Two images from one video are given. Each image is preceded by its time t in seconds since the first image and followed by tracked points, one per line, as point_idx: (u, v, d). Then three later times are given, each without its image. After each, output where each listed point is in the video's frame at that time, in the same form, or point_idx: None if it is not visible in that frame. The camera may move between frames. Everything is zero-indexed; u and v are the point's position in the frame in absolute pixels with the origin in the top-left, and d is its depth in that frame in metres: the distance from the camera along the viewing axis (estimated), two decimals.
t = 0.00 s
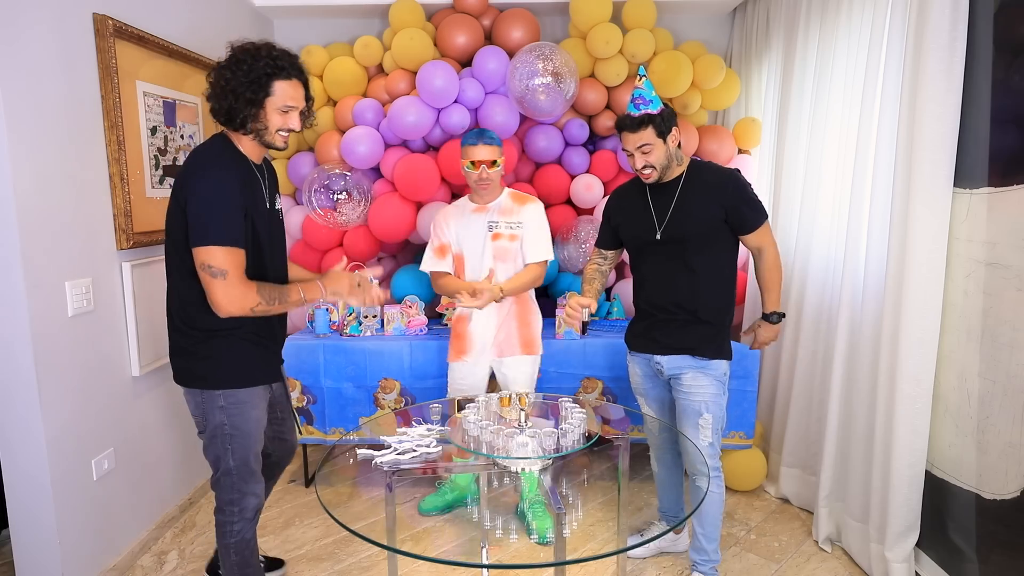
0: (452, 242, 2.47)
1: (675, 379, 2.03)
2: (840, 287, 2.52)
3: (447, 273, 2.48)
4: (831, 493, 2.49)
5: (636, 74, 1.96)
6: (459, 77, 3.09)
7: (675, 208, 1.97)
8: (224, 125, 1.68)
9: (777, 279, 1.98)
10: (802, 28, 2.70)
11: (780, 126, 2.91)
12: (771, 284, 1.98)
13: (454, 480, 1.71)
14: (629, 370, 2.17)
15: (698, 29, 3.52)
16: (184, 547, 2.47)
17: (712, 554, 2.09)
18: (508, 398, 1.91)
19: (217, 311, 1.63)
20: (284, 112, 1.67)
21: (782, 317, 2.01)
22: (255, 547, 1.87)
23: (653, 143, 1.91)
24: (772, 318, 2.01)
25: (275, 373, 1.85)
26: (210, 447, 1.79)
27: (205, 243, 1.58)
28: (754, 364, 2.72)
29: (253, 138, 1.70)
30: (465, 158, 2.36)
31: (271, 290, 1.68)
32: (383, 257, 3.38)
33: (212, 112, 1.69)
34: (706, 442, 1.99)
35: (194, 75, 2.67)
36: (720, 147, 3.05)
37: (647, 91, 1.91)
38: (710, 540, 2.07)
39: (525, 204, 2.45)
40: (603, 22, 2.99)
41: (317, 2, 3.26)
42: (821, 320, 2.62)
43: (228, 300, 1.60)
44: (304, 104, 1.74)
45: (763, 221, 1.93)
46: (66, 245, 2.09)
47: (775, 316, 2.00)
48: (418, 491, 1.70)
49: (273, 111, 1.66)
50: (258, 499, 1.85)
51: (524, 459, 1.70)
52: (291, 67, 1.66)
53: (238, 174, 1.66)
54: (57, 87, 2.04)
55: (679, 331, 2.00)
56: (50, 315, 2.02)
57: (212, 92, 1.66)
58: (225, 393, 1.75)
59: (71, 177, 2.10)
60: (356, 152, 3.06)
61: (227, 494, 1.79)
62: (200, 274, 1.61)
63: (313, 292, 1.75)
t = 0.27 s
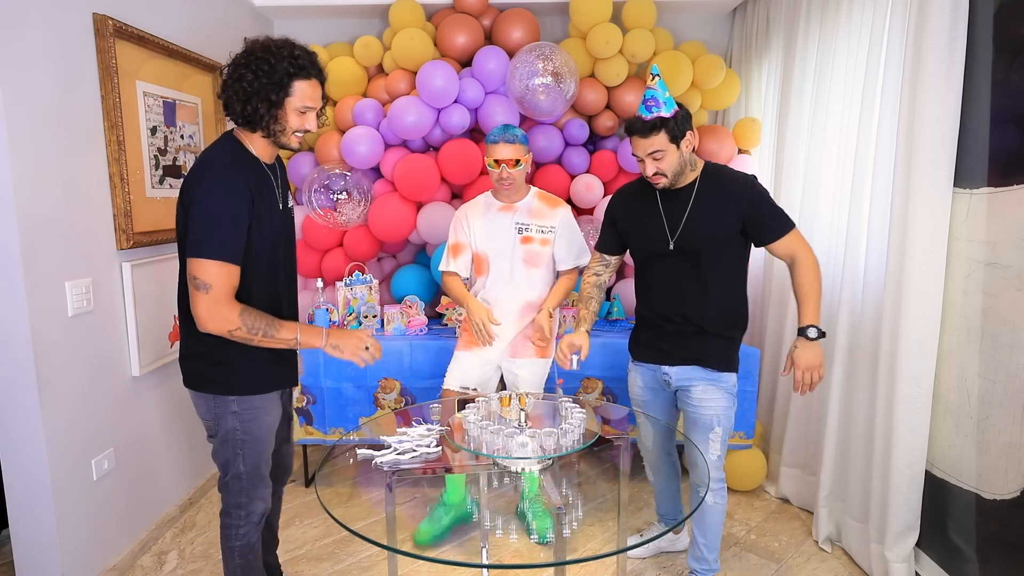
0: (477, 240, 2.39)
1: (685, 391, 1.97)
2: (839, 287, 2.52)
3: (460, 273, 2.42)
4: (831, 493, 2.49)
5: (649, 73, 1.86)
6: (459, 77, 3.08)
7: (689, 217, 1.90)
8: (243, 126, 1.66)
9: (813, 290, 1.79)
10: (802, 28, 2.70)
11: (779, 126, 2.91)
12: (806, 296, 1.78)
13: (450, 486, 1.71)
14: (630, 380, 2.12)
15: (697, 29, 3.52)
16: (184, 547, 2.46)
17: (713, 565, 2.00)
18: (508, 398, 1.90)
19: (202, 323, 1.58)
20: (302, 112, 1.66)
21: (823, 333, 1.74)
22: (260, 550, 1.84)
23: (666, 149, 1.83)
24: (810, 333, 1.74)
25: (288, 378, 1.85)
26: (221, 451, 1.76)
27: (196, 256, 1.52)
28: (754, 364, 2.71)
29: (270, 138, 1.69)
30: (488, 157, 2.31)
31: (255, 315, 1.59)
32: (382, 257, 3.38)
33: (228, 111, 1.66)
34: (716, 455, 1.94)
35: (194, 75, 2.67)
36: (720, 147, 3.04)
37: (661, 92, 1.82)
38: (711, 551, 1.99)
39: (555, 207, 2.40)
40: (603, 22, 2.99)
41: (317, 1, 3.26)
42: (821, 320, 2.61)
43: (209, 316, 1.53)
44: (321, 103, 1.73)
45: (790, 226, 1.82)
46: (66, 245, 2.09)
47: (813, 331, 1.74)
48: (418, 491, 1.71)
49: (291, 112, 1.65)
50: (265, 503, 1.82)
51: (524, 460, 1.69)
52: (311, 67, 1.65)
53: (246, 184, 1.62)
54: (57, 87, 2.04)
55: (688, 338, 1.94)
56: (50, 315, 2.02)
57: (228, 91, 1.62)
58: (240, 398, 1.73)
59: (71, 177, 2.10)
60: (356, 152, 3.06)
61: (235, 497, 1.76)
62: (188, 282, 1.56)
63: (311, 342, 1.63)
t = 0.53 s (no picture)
0: (479, 244, 2.33)
1: (697, 399, 1.96)
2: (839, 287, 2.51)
3: (457, 276, 2.35)
4: (831, 493, 2.49)
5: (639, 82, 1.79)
6: (459, 77, 3.08)
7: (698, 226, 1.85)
8: (248, 122, 1.65)
9: (829, 289, 1.72)
10: (802, 28, 2.70)
11: (780, 125, 2.91)
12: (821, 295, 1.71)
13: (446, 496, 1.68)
14: (628, 374, 2.11)
15: (698, 29, 3.52)
16: (184, 547, 2.46)
17: (714, 570, 1.97)
18: (508, 398, 1.91)
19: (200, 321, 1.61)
20: (308, 107, 1.66)
21: (833, 339, 1.67)
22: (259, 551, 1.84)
23: (659, 163, 1.75)
24: (820, 336, 1.67)
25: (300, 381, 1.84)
26: (226, 452, 1.76)
27: (198, 256, 1.54)
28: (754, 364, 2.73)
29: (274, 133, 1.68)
30: (490, 161, 2.26)
31: (250, 314, 1.60)
32: (383, 257, 3.37)
33: (234, 107, 1.65)
34: (726, 464, 1.93)
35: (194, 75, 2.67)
36: (720, 147, 3.05)
37: (652, 102, 1.75)
38: (713, 555, 1.96)
39: (557, 211, 2.40)
40: (603, 22, 2.99)
41: (317, 1, 3.26)
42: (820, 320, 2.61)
43: (207, 314, 1.57)
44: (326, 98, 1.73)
45: (809, 228, 1.76)
46: (66, 245, 2.09)
47: (823, 335, 1.67)
48: (418, 491, 1.71)
49: (297, 107, 1.65)
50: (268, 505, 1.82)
51: (524, 459, 1.70)
52: (315, 61, 1.66)
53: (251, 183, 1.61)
54: (57, 87, 2.04)
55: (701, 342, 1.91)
56: (50, 315, 2.02)
57: (231, 87, 1.62)
58: (247, 401, 1.73)
59: (71, 177, 2.10)
60: (356, 152, 3.05)
61: (238, 498, 1.76)
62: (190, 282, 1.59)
63: (307, 350, 1.64)
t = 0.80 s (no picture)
0: (460, 249, 2.25)
1: (696, 404, 1.94)
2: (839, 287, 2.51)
3: (445, 281, 2.24)
4: (831, 493, 2.49)
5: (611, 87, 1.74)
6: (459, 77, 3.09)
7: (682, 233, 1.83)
8: (262, 122, 1.65)
9: (813, 297, 1.76)
10: (802, 28, 2.70)
11: (780, 125, 2.91)
12: (806, 304, 1.75)
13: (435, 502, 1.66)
14: (635, 385, 2.09)
15: (698, 30, 3.52)
16: (184, 547, 2.46)
17: (714, 571, 1.95)
18: (508, 397, 1.91)
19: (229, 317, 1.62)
20: (320, 109, 1.66)
21: (819, 346, 1.72)
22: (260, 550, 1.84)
23: (635, 170, 1.75)
24: (805, 345, 1.73)
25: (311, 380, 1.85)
26: (238, 449, 1.76)
27: (222, 254, 1.54)
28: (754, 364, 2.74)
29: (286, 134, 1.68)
30: (470, 162, 2.17)
31: (279, 310, 1.62)
32: (383, 257, 3.36)
33: (249, 108, 1.65)
34: (725, 468, 1.91)
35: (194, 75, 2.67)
36: (720, 147, 3.05)
37: (625, 108, 1.71)
38: (712, 556, 1.94)
39: (534, 211, 2.33)
40: (603, 22, 2.99)
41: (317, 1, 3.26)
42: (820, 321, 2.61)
43: (237, 310, 1.57)
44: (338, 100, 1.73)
45: (792, 228, 1.75)
46: (66, 245, 2.09)
47: (807, 343, 1.73)
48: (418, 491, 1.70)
49: (309, 109, 1.65)
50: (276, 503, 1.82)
51: (525, 459, 1.68)
52: (329, 64, 1.66)
53: (271, 182, 1.62)
54: (57, 87, 2.04)
55: (697, 347, 1.89)
56: (50, 316, 2.02)
57: (247, 87, 1.62)
58: (262, 399, 1.73)
59: (71, 177, 2.10)
60: (356, 152, 3.06)
61: (247, 495, 1.76)
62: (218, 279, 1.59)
63: (334, 345, 1.67)
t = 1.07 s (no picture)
0: (436, 251, 2.20)
1: (684, 405, 1.94)
2: (839, 287, 2.51)
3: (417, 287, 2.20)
4: (831, 493, 2.49)
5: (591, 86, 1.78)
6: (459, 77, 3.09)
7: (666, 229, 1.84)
8: (279, 117, 1.67)
9: (798, 290, 1.77)
10: (802, 28, 2.70)
11: (780, 125, 2.91)
12: (789, 299, 1.76)
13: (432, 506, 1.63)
14: (623, 387, 2.10)
15: (698, 30, 3.52)
16: (184, 547, 2.47)
17: (711, 570, 1.95)
18: (509, 398, 1.93)
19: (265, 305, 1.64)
20: (335, 106, 1.68)
21: (806, 340, 1.74)
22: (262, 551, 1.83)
23: (616, 167, 1.76)
24: (793, 340, 1.74)
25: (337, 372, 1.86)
26: (271, 445, 1.79)
27: (253, 241, 1.58)
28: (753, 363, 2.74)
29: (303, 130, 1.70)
30: (447, 167, 2.11)
31: (311, 298, 1.64)
32: (383, 258, 3.33)
33: (266, 103, 1.66)
34: (715, 469, 1.92)
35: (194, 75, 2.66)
36: (720, 147, 3.05)
37: (605, 106, 1.74)
38: (709, 556, 1.94)
39: (509, 208, 2.30)
40: (603, 22, 2.99)
41: (317, 1, 3.26)
42: (820, 321, 2.60)
43: (273, 296, 1.60)
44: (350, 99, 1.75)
45: (776, 222, 1.74)
46: (67, 245, 2.09)
47: (795, 337, 1.74)
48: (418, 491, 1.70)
49: (324, 105, 1.67)
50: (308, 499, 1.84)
51: (524, 460, 1.70)
52: (344, 64, 1.69)
53: (295, 175, 1.64)
54: (57, 86, 2.04)
55: (684, 346, 1.89)
56: (50, 316, 2.02)
57: (265, 83, 1.64)
58: (291, 393, 1.76)
59: (71, 177, 2.10)
60: (356, 151, 3.08)
61: (280, 490, 1.78)
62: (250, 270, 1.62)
63: (364, 332, 1.69)
